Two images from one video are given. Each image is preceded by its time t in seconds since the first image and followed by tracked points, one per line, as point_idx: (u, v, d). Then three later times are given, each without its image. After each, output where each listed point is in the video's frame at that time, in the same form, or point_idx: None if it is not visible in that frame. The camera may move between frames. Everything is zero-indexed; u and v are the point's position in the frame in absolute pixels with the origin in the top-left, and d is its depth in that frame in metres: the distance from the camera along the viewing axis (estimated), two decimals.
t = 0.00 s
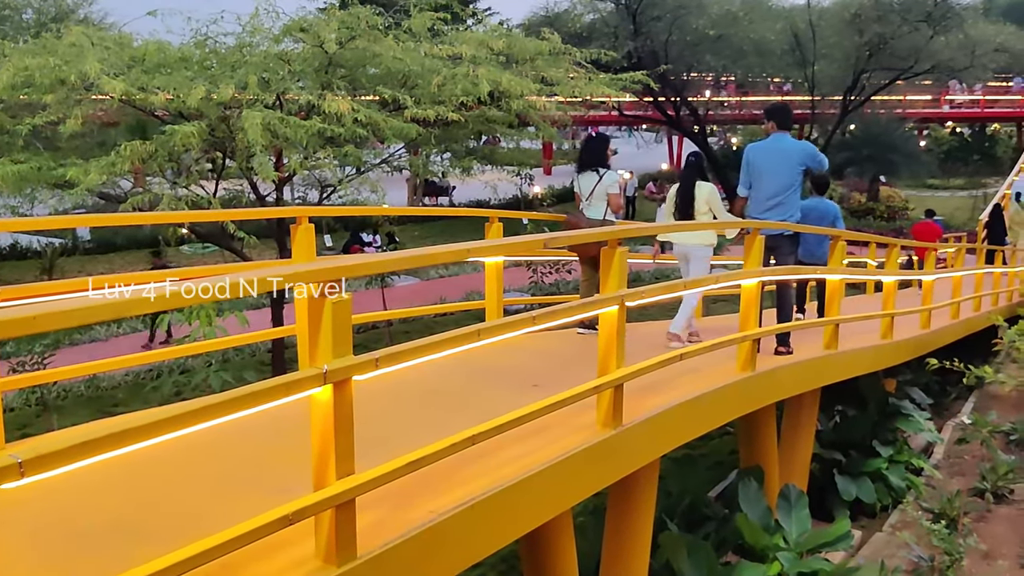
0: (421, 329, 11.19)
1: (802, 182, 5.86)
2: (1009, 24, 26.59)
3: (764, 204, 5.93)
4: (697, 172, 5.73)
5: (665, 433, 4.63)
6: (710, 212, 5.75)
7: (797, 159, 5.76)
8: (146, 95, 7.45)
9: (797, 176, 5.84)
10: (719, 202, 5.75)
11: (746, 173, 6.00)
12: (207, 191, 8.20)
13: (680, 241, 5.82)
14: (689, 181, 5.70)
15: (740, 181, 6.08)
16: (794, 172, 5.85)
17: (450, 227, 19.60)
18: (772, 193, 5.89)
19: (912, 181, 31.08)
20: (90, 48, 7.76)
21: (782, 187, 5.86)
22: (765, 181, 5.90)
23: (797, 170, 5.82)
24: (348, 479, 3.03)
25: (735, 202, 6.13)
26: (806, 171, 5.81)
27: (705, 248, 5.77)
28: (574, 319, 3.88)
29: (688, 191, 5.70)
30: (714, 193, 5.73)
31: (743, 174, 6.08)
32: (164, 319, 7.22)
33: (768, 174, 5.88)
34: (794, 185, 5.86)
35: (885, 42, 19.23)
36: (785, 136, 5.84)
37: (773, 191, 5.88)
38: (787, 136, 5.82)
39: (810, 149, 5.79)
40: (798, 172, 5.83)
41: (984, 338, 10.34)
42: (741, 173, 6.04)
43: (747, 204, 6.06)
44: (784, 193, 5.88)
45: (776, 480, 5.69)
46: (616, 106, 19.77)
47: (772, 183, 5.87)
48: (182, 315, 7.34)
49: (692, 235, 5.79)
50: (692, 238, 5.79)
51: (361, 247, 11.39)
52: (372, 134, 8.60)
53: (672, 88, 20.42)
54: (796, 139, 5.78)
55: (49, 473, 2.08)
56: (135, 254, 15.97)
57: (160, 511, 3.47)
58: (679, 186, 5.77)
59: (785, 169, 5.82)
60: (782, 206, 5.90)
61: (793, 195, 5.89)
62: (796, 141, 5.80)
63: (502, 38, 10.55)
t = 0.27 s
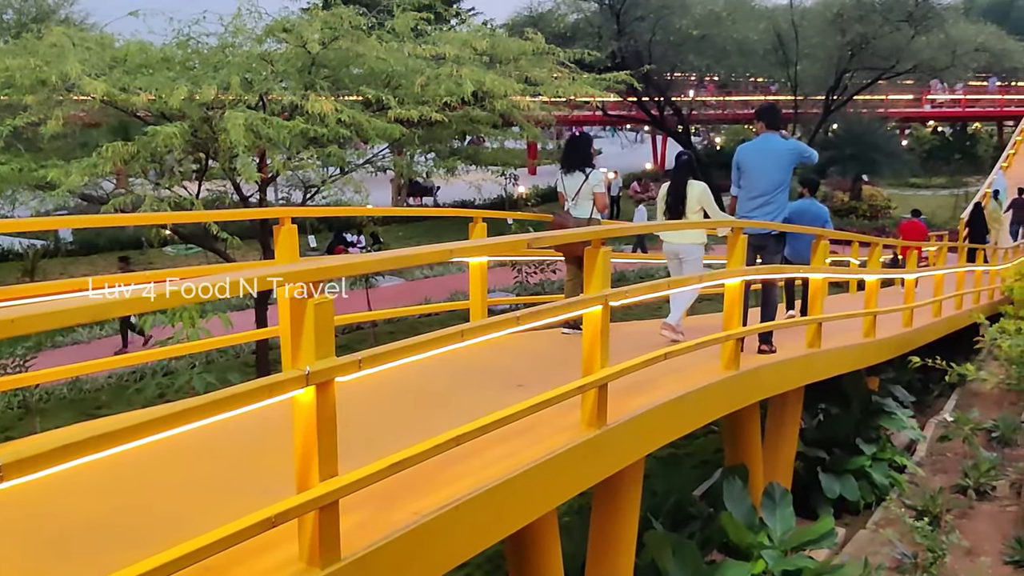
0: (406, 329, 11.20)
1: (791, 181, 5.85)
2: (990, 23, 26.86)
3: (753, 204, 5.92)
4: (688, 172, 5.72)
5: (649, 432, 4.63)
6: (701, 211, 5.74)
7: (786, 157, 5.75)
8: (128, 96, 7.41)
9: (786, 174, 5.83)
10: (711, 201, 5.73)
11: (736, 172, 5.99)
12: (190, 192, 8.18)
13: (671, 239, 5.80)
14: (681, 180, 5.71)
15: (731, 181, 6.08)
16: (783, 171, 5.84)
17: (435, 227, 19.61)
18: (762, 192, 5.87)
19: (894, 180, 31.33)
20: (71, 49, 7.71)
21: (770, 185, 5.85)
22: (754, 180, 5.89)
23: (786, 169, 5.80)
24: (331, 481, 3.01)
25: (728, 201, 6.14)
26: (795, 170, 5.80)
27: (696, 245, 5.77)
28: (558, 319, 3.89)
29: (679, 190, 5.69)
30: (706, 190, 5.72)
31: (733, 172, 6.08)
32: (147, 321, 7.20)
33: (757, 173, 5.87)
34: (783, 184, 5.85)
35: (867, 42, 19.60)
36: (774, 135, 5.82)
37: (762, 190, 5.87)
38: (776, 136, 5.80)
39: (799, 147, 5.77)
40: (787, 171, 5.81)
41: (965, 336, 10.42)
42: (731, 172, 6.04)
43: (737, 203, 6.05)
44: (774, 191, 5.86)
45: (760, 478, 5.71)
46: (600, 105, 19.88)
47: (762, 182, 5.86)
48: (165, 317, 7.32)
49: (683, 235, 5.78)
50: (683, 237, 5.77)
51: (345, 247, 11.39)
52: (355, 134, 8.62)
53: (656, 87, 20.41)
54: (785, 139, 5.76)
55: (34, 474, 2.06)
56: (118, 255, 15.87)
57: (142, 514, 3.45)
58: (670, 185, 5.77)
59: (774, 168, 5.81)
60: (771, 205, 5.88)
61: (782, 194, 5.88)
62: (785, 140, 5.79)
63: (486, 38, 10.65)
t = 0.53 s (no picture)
0: (389, 329, 11.18)
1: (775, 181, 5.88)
2: (968, 23, 27.10)
3: (737, 203, 5.94)
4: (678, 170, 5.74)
5: (632, 432, 4.64)
6: (689, 210, 5.77)
7: (771, 157, 5.77)
8: (108, 97, 7.39)
9: (771, 174, 5.85)
10: (698, 200, 5.77)
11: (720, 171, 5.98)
12: (171, 193, 8.15)
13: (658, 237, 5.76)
14: (671, 179, 5.72)
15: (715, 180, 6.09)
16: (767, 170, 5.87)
17: (418, 227, 19.62)
18: (745, 192, 5.89)
19: (874, 179, 31.54)
20: (49, 50, 7.68)
21: (755, 184, 5.86)
22: (737, 180, 5.91)
23: (768, 169, 5.83)
24: (312, 483, 2.99)
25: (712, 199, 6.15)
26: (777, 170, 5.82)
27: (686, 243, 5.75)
28: (539, 319, 3.89)
29: (669, 187, 5.70)
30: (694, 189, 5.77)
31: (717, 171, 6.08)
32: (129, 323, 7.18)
33: (741, 173, 5.88)
34: (765, 184, 5.87)
35: (847, 41, 19.77)
36: (759, 135, 5.84)
37: (745, 190, 5.89)
38: (761, 136, 5.81)
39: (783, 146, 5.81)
40: (771, 171, 5.84)
41: (945, 333, 10.49)
42: (716, 171, 6.05)
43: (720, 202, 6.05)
44: (759, 190, 5.89)
45: (743, 477, 5.73)
46: (582, 104, 20.05)
47: (746, 181, 5.87)
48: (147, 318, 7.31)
49: (671, 232, 5.75)
50: (672, 234, 5.74)
51: (327, 247, 11.40)
52: (338, 135, 8.65)
53: (639, 88, 21.02)
54: (769, 139, 5.78)
55: (14, 477, 2.04)
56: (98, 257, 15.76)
57: (121, 519, 3.41)
58: (659, 183, 5.78)
59: (760, 168, 5.82)
60: (755, 204, 5.91)
61: (767, 193, 5.91)
62: (769, 140, 5.81)
63: (467, 38, 10.80)
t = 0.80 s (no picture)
0: (368, 330, 11.15)
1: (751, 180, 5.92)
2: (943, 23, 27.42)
3: (716, 203, 5.94)
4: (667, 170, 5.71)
5: (611, 431, 4.65)
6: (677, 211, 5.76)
7: (747, 156, 5.81)
8: (83, 97, 7.33)
9: (747, 173, 5.89)
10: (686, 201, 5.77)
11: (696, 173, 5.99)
12: (148, 194, 8.11)
13: (649, 236, 5.70)
14: (660, 179, 5.68)
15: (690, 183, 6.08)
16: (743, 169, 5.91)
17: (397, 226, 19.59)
18: (724, 192, 5.90)
19: (852, 177, 31.78)
20: (22, 49, 7.62)
21: (733, 183, 5.89)
22: (715, 180, 5.92)
23: (745, 167, 5.86)
24: (290, 485, 2.97)
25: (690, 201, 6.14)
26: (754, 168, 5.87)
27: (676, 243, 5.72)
28: (518, 319, 3.89)
29: (659, 188, 5.66)
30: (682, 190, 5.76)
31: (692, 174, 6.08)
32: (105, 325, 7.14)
33: (718, 173, 5.90)
34: (743, 182, 5.90)
35: (824, 41, 20.05)
36: (733, 135, 5.88)
37: (723, 189, 5.91)
38: (736, 136, 5.86)
39: (757, 145, 5.87)
40: (747, 170, 5.88)
41: (921, 331, 10.58)
42: (691, 173, 6.05)
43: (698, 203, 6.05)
44: (737, 189, 5.91)
45: (722, 475, 5.75)
46: (561, 104, 20.16)
47: (724, 181, 5.89)
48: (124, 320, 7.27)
49: (661, 232, 5.71)
50: (663, 234, 5.69)
51: (306, 247, 11.38)
52: (315, 135, 8.65)
53: (616, 87, 20.81)
54: (743, 138, 5.83)
55: None
56: (75, 259, 15.63)
57: (97, 522, 3.38)
58: (649, 184, 5.73)
59: (736, 167, 5.85)
60: (735, 203, 5.92)
61: (744, 192, 5.93)
62: (743, 140, 5.86)
63: (446, 39, 10.87)
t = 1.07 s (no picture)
0: (343, 330, 11.12)
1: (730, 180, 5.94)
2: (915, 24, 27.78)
3: (697, 204, 5.95)
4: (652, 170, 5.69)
5: (586, 431, 4.65)
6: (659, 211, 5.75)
7: (724, 156, 5.84)
8: (54, 97, 7.28)
9: (725, 173, 5.91)
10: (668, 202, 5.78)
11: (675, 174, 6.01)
12: (121, 195, 8.05)
13: (634, 238, 5.68)
14: (645, 179, 5.66)
15: (671, 185, 6.10)
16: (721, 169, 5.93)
17: (373, 227, 19.55)
18: (704, 192, 5.91)
19: (827, 177, 32.07)
20: None
21: (712, 183, 5.90)
22: (695, 181, 5.93)
23: (724, 167, 5.89)
24: (264, 487, 2.95)
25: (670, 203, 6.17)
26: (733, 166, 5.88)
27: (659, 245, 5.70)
28: (494, 319, 3.88)
29: (643, 187, 5.64)
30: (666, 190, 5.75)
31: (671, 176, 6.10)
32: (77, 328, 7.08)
33: (697, 174, 5.91)
34: (722, 182, 5.92)
35: (797, 42, 20.34)
36: (709, 135, 5.90)
37: (704, 189, 5.92)
38: (712, 136, 5.88)
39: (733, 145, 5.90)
40: (725, 169, 5.90)
41: (894, 329, 10.68)
42: (671, 175, 6.07)
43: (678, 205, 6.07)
44: (716, 190, 5.93)
45: (698, 473, 5.78)
46: (537, 104, 20.26)
47: (703, 181, 5.91)
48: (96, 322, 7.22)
49: (645, 233, 5.68)
50: (649, 235, 5.66)
51: (281, 248, 11.35)
52: (290, 135, 8.62)
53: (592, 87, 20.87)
54: (720, 138, 5.86)
55: None
56: (48, 260, 15.48)
57: (70, 526, 3.35)
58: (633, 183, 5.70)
59: (714, 167, 5.87)
60: (715, 203, 5.94)
61: (724, 191, 5.95)
62: (720, 140, 5.89)
63: (421, 39, 10.90)
